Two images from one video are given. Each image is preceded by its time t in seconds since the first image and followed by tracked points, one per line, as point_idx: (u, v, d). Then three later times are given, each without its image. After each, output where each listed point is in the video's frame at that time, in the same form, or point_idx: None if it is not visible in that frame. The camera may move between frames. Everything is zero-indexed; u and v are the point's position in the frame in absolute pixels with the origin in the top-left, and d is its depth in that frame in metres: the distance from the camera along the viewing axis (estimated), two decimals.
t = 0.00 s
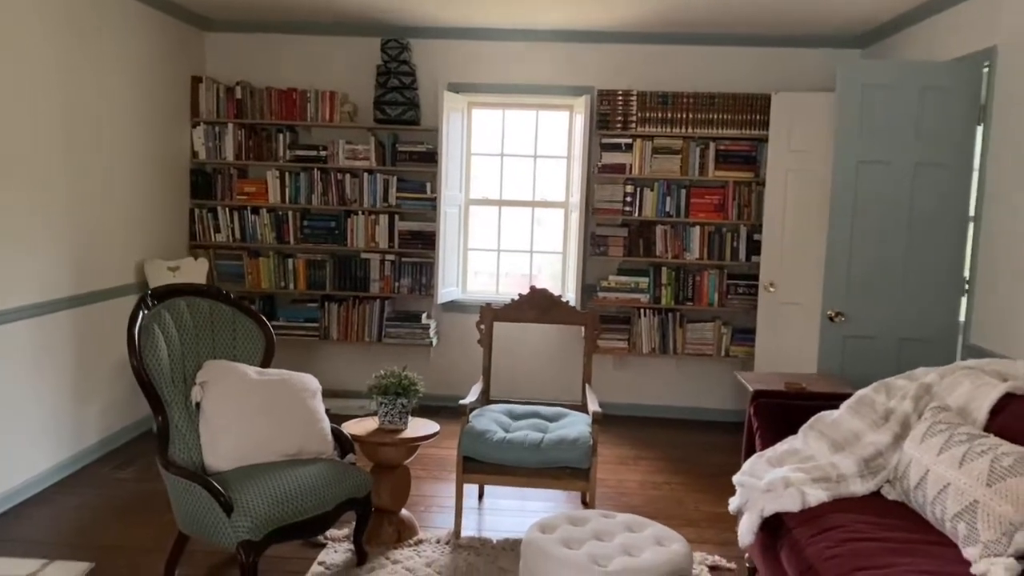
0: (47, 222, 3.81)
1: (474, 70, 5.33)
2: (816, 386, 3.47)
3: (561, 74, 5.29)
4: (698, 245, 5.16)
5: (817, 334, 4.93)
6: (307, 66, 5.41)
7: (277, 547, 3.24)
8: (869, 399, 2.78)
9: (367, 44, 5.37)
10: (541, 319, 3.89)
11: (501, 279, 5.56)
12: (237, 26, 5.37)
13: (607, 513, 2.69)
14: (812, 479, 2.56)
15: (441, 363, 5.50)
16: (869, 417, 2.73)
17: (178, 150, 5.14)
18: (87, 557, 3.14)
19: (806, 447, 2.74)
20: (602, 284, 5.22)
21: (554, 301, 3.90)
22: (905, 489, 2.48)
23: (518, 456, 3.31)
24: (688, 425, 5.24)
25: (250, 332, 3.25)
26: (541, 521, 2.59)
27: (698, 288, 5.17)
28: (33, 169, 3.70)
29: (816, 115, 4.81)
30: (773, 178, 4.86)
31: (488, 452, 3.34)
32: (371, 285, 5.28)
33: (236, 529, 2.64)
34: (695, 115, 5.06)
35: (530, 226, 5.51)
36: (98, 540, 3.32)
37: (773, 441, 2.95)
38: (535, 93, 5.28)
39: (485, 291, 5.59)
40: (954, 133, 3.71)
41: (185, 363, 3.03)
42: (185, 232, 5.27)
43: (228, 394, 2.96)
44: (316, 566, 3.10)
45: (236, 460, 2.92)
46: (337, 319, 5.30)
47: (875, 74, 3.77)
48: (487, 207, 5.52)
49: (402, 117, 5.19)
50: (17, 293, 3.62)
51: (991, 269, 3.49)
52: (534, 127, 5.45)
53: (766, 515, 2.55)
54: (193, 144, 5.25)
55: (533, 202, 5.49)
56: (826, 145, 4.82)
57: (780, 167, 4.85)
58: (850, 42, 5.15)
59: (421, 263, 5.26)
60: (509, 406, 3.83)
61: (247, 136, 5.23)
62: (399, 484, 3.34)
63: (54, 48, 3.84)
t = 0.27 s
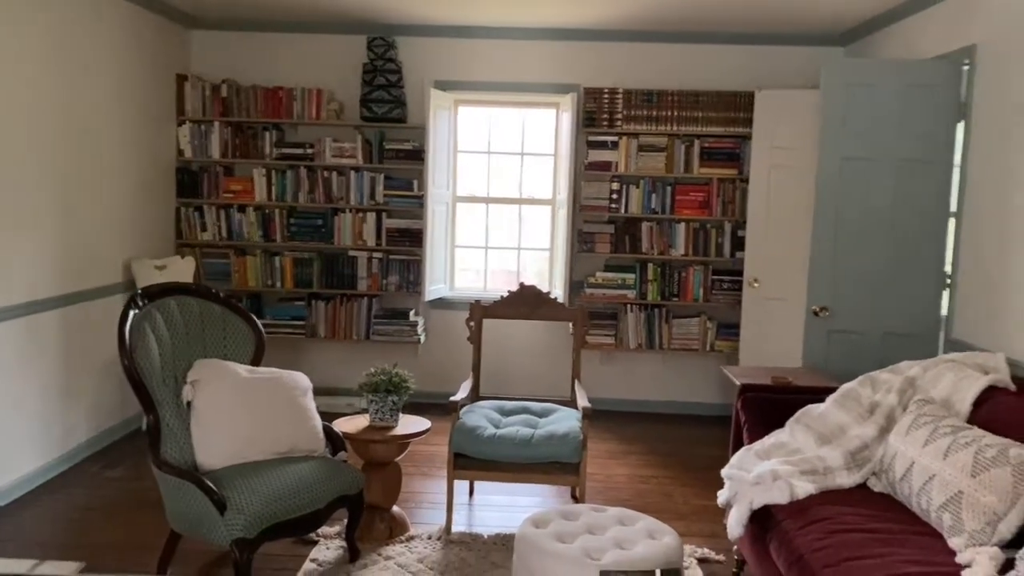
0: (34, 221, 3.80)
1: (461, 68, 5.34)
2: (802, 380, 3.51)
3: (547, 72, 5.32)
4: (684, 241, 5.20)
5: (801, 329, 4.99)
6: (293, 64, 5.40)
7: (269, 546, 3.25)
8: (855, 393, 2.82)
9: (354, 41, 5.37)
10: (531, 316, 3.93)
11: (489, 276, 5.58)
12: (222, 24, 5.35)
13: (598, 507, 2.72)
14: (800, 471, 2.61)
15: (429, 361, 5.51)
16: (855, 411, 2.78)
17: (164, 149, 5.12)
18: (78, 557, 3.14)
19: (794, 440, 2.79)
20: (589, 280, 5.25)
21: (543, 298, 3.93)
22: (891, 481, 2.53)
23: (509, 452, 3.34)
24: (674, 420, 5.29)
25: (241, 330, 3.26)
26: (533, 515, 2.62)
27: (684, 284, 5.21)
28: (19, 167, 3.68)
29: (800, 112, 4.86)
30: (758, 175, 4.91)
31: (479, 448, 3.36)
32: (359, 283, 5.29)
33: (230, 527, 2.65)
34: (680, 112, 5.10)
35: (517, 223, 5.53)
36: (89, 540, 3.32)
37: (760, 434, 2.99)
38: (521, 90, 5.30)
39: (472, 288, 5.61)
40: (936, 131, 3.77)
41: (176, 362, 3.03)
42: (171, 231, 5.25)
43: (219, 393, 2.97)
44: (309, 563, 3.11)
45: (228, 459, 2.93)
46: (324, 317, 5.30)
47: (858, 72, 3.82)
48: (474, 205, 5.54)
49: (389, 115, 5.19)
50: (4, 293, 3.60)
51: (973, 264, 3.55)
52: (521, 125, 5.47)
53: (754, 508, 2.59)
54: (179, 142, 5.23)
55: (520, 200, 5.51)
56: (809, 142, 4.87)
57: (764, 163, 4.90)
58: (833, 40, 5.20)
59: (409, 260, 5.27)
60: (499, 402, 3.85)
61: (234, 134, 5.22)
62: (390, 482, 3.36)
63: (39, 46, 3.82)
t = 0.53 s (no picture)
0: (12, 224, 3.75)
1: (442, 70, 5.34)
2: (785, 379, 3.55)
3: (529, 73, 5.33)
4: (666, 242, 5.23)
5: (782, 328, 5.03)
6: (273, 65, 5.37)
7: (254, 550, 3.23)
8: (837, 392, 2.86)
9: (334, 42, 5.35)
10: (515, 317, 3.92)
11: (471, 277, 5.58)
12: (201, 24, 5.31)
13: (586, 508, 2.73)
14: (785, 470, 2.63)
15: (411, 362, 5.51)
16: (838, 410, 2.81)
17: (143, 151, 5.07)
18: (61, 564, 3.10)
19: (778, 439, 2.82)
20: (572, 281, 5.27)
21: (527, 299, 3.93)
22: (874, 479, 2.56)
23: (495, 454, 3.34)
24: (657, 420, 5.32)
25: (225, 334, 3.24)
26: (521, 517, 2.62)
27: (666, 284, 5.24)
28: None
29: (779, 114, 4.90)
30: (738, 176, 4.94)
31: (465, 450, 3.36)
32: (341, 285, 5.27)
33: (217, 532, 2.64)
34: (661, 113, 5.12)
35: (499, 224, 5.54)
36: (71, 546, 3.28)
37: (745, 434, 3.01)
38: (503, 91, 5.31)
39: (455, 289, 5.61)
40: (915, 132, 3.82)
41: (160, 366, 3.01)
42: (151, 233, 5.20)
43: (204, 397, 2.95)
44: (295, 567, 3.10)
45: (214, 463, 2.91)
46: (307, 319, 5.27)
47: (838, 74, 3.86)
48: (456, 206, 5.54)
49: (370, 116, 5.18)
50: None
51: (951, 263, 3.60)
52: (503, 126, 5.48)
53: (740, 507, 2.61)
54: (158, 144, 5.19)
55: (502, 201, 5.52)
56: (789, 143, 4.92)
57: (745, 164, 4.94)
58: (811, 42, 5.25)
59: (391, 262, 5.26)
60: (484, 404, 3.86)
61: (213, 135, 5.18)
62: (376, 485, 3.35)
63: (17, 47, 3.77)
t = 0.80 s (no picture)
0: None
1: (431, 74, 5.35)
2: (773, 382, 3.58)
3: (518, 78, 5.34)
4: (654, 246, 5.26)
5: (768, 332, 5.07)
6: (262, 67, 5.36)
7: (244, 553, 3.22)
8: (825, 396, 2.89)
9: (323, 45, 5.34)
10: (505, 321, 3.93)
11: (460, 280, 5.59)
12: (189, 27, 5.29)
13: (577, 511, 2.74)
14: (774, 473, 2.66)
15: (400, 365, 5.50)
16: (826, 413, 2.84)
17: (130, 153, 5.05)
18: (49, 568, 3.09)
19: (767, 442, 2.84)
20: (561, 284, 5.29)
21: (517, 303, 3.94)
22: (862, 481, 2.59)
23: (484, 457, 3.35)
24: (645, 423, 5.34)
25: (215, 336, 3.23)
26: (513, 520, 2.63)
27: (654, 289, 5.27)
28: None
29: (766, 119, 4.94)
30: (726, 181, 4.98)
31: (455, 454, 3.37)
32: (330, 288, 5.25)
33: (207, 536, 2.64)
34: (649, 118, 5.16)
35: (488, 228, 5.55)
36: (59, 550, 3.26)
37: (734, 436, 3.04)
38: (492, 95, 5.32)
39: (444, 292, 5.61)
40: (900, 138, 3.86)
41: (150, 369, 3.00)
42: (138, 236, 5.18)
43: (194, 400, 2.94)
44: (285, 571, 3.09)
45: (203, 466, 2.90)
46: (294, 322, 5.26)
47: (826, 80, 3.90)
48: (445, 209, 5.55)
49: (359, 119, 5.18)
50: None
51: (937, 268, 3.64)
52: (492, 130, 5.49)
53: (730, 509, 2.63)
54: (145, 146, 5.17)
55: (491, 204, 5.53)
56: (775, 149, 4.96)
57: (732, 169, 4.97)
58: (798, 48, 5.30)
59: (380, 265, 5.26)
60: (473, 407, 3.86)
61: (201, 138, 5.16)
62: (365, 488, 3.35)
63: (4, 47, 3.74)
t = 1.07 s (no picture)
0: None
1: (425, 79, 5.36)
2: (765, 387, 3.60)
3: (511, 84, 5.36)
4: (646, 252, 5.28)
5: (759, 338, 5.10)
6: (255, 71, 5.36)
7: (236, 557, 3.21)
8: (818, 401, 2.91)
9: (317, 49, 5.34)
10: (498, 325, 3.93)
11: (452, 285, 5.59)
12: (182, 29, 5.29)
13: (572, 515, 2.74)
14: (767, 478, 2.67)
15: (391, 370, 5.50)
16: (819, 418, 2.86)
17: (122, 155, 5.03)
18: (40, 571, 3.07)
19: (760, 447, 2.86)
20: (553, 289, 5.30)
21: (510, 308, 3.95)
22: (855, 486, 2.61)
23: (478, 461, 3.35)
24: (636, 428, 5.35)
25: (208, 340, 3.23)
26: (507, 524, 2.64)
27: (646, 294, 5.29)
28: None
29: (758, 126, 4.97)
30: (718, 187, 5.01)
31: (448, 458, 3.37)
32: (322, 292, 5.25)
33: (202, 539, 2.63)
34: (642, 124, 5.18)
35: (481, 232, 5.56)
36: (50, 553, 3.25)
37: (727, 441, 3.06)
38: (485, 101, 5.34)
39: (436, 297, 5.61)
40: (891, 146, 3.90)
41: (143, 372, 2.99)
42: (129, 238, 5.16)
43: (187, 403, 2.93)
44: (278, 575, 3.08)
45: (197, 470, 2.89)
46: (286, 326, 5.25)
47: (817, 88, 3.94)
48: (438, 214, 5.55)
49: (353, 123, 5.18)
50: None
51: (927, 275, 3.67)
52: (485, 135, 5.51)
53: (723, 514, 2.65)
54: (138, 149, 5.15)
55: (484, 209, 5.54)
56: (767, 156, 4.99)
57: (724, 176, 5.00)
58: (789, 56, 5.34)
59: (372, 269, 5.26)
60: (466, 411, 3.86)
61: (194, 141, 5.15)
62: (358, 492, 3.35)
63: None
